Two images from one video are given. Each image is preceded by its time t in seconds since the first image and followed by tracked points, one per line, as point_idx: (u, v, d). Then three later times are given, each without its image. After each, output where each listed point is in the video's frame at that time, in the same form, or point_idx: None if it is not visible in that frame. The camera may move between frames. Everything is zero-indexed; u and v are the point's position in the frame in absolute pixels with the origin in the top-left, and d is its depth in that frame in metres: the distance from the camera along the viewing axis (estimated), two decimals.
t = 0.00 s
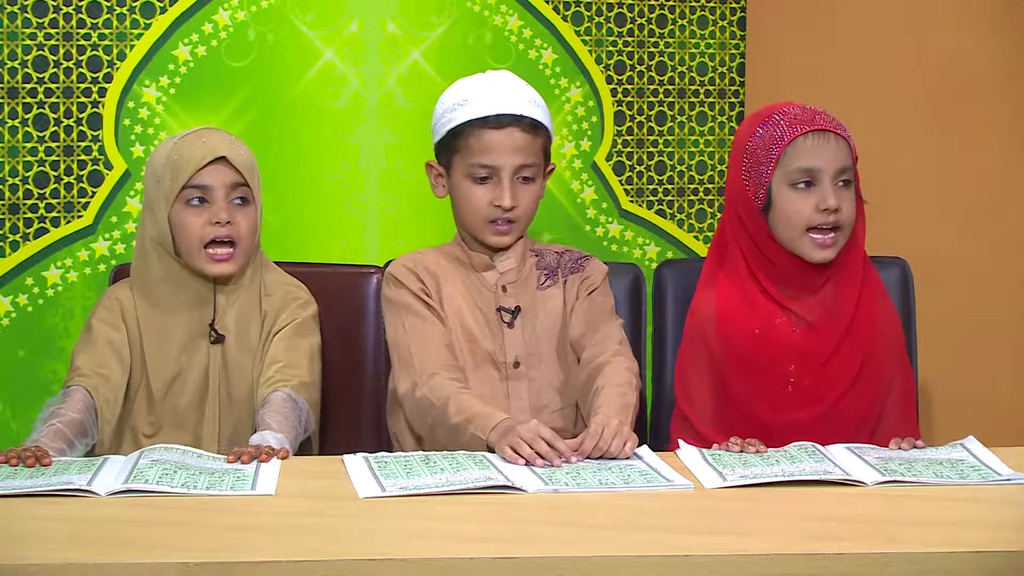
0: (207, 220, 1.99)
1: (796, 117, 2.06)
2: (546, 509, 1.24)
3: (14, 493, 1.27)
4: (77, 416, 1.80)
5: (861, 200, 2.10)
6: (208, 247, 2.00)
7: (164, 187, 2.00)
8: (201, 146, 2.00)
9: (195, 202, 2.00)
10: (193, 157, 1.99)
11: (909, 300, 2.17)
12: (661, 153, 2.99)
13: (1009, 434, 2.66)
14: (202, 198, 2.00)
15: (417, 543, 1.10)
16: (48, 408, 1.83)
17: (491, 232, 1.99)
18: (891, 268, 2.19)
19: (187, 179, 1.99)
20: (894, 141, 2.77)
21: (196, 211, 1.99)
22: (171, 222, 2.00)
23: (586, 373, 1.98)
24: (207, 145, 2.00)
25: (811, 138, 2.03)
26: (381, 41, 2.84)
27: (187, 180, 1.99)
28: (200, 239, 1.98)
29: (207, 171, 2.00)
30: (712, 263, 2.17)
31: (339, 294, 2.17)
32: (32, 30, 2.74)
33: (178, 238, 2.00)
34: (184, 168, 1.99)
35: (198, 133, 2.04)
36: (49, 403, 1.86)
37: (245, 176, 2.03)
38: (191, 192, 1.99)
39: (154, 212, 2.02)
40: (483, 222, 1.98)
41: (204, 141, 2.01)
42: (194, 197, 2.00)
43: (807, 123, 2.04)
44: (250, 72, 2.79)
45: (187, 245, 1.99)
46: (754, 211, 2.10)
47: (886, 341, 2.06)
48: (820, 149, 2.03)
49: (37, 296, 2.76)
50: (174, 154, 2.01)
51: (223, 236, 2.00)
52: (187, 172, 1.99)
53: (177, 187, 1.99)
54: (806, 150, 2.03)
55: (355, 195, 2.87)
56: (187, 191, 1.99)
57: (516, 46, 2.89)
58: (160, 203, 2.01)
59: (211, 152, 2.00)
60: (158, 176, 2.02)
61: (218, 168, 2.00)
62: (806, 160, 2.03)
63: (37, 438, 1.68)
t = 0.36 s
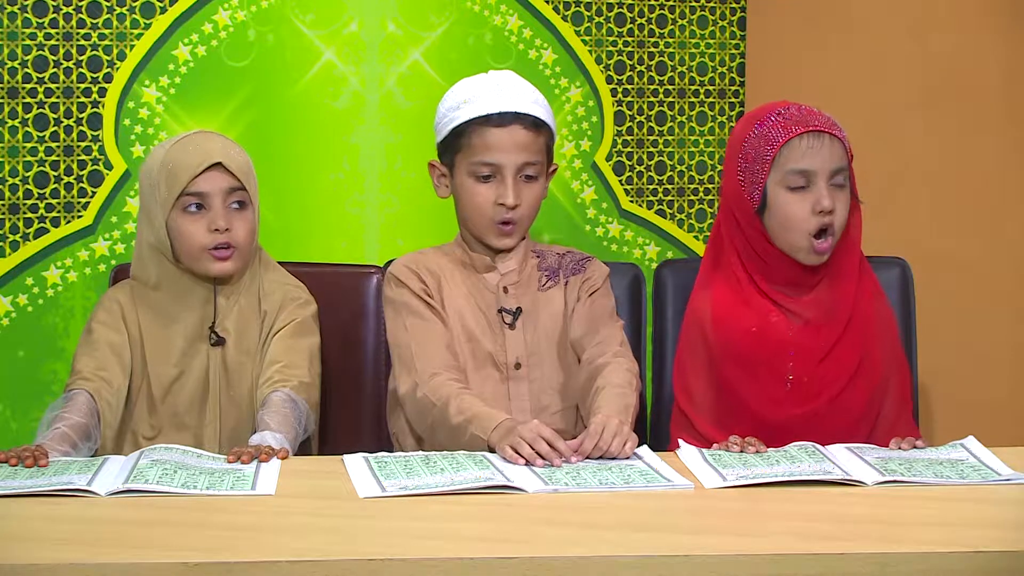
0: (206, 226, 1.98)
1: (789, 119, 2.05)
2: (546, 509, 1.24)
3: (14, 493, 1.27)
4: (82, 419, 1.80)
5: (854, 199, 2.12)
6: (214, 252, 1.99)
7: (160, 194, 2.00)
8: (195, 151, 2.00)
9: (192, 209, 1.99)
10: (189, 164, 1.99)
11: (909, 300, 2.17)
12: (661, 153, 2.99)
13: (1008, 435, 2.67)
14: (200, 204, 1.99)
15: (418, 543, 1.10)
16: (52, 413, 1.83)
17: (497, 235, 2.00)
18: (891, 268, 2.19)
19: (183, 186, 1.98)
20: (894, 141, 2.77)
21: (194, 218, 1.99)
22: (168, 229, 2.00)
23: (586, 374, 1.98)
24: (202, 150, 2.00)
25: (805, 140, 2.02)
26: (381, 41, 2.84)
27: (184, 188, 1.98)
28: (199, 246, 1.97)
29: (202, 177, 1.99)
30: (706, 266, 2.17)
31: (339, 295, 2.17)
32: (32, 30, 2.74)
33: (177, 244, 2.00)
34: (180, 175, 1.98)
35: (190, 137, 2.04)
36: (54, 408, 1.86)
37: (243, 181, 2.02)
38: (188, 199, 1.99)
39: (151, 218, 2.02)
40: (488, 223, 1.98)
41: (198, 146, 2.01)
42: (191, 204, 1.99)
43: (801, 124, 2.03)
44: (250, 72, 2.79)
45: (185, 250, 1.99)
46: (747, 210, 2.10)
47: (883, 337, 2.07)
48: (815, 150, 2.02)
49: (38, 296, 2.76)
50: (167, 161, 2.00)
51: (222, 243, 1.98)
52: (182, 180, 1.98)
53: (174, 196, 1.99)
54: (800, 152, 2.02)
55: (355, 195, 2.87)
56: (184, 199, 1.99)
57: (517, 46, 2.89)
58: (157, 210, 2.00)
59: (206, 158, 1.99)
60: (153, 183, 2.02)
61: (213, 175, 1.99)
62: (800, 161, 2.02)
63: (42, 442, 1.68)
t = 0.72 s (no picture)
0: (205, 228, 1.98)
1: (786, 123, 2.05)
2: (546, 509, 1.24)
3: (14, 493, 1.27)
4: (80, 419, 1.80)
5: (857, 199, 2.10)
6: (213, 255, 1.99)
7: (157, 196, 2.00)
8: (190, 154, 2.00)
9: (190, 211, 2.00)
10: (185, 164, 1.99)
11: (909, 301, 2.17)
12: (661, 153, 2.99)
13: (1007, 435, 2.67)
14: (198, 206, 2.00)
15: (418, 543, 1.10)
16: (50, 412, 1.83)
17: (495, 241, 2.00)
18: (890, 269, 2.19)
19: (180, 189, 1.98)
20: (894, 141, 2.77)
21: (192, 220, 1.99)
22: (167, 231, 2.00)
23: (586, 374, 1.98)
24: (198, 152, 2.00)
25: (804, 142, 2.02)
26: (381, 41, 2.84)
27: (182, 189, 1.98)
28: (198, 248, 1.98)
29: (199, 179, 1.99)
30: (707, 272, 2.16)
31: (339, 295, 2.17)
32: (32, 30, 2.74)
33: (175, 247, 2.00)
34: (177, 176, 1.98)
35: (183, 140, 2.03)
36: (52, 407, 1.86)
37: (240, 181, 2.02)
38: (185, 202, 1.99)
39: (149, 223, 2.02)
40: (488, 229, 1.99)
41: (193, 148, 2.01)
42: (190, 205, 1.99)
43: (799, 126, 2.03)
44: (249, 72, 2.79)
45: (184, 252, 1.99)
46: (745, 213, 2.09)
47: (882, 335, 2.07)
48: (815, 152, 2.02)
49: (38, 296, 2.76)
50: (164, 164, 2.00)
51: (222, 244, 1.99)
52: (180, 182, 1.98)
53: (171, 197, 1.99)
54: (800, 154, 2.02)
55: (355, 195, 2.87)
56: (183, 200, 1.99)
57: (517, 46, 2.89)
58: (155, 213, 2.00)
59: (202, 159, 1.99)
60: (151, 184, 2.02)
61: (209, 176, 1.99)
62: (800, 163, 2.02)
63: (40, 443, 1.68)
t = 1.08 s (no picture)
0: (204, 212, 1.99)
1: (774, 111, 2.08)
2: (546, 509, 1.24)
3: (14, 493, 1.28)
4: (86, 418, 1.80)
5: (852, 189, 2.10)
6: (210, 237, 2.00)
7: (157, 185, 2.00)
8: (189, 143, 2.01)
9: (189, 196, 2.00)
10: (184, 153, 1.99)
11: (909, 300, 2.17)
12: (661, 153, 2.99)
13: (1005, 435, 2.67)
14: (196, 191, 2.00)
15: (418, 544, 1.10)
16: (55, 410, 1.83)
17: (497, 246, 2.00)
18: (891, 269, 2.19)
19: (179, 173, 1.99)
20: (894, 141, 2.77)
21: (190, 205, 2.00)
22: (166, 219, 2.01)
23: (586, 372, 1.98)
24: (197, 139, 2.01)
25: (787, 125, 2.05)
26: (381, 41, 2.84)
27: (181, 173, 1.99)
28: (197, 232, 1.98)
29: (198, 164, 2.00)
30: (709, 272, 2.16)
31: (339, 294, 2.17)
32: (32, 30, 2.74)
33: (174, 235, 2.00)
34: (176, 163, 1.99)
35: (182, 132, 2.04)
36: (58, 403, 1.86)
37: (238, 168, 2.03)
38: (185, 186, 2.00)
39: (148, 214, 2.02)
40: (486, 234, 1.99)
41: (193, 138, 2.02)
42: (188, 190, 2.00)
43: (784, 113, 2.06)
44: (249, 71, 2.79)
45: (183, 240, 1.99)
46: (742, 210, 2.10)
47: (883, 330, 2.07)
48: (798, 135, 2.04)
49: (37, 296, 2.76)
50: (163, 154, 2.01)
51: (219, 226, 1.99)
52: (179, 167, 1.99)
53: (171, 183, 1.99)
54: (784, 136, 2.04)
55: (355, 195, 2.87)
56: (182, 184, 2.00)
57: (517, 46, 2.89)
58: (155, 202, 2.01)
59: (200, 145, 2.00)
60: (150, 175, 2.02)
61: (208, 160, 2.01)
62: (784, 145, 2.04)
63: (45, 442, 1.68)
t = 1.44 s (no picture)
0: (205, 211, 1.99)
1: (773, 113, 2.06)
2: (546, 509, 1.24)
3: (13, 493, 1.27)
4: (87, 415, 1.81)
5: (852, 191, 2.07)
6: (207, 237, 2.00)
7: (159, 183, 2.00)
8: (192, 139, 2.01)
9: (191, 194, 2.00)
10: (187, 151, 1.99)
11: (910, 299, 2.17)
12: (661, 153, 2.99)
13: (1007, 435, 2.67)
14: (198, 190, 2.00)
15: (417, 544, 1.10)
16: (58, 407, 1.84)
17: (494, 236, 2.01)
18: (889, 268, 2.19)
19: (182, 172, 1.99)
20: (894, 141, 2.77)
21: (192, 204, 1.99)
22: (167, 217, 2.01)
23: (585, 369, 1.98)
24: (200, 137, 2.01)
25: (787, 126, 2.03)
26: (381, 41, 2.84)
27: (183, 172, 1.99)
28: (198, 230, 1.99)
29: (202, 162, 2.00)
30: (705, 275, 2.16)
31: (339, 294, 2.17)
32: (32, 30, 2.74)
33: (175, 233, 2.00)
34: (178, 161, 1.99)
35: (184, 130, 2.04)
36: (59, 402, 1.86)
37: (240, 168, 2.04)
38: (186, 184, 2.00)
39: (149, 212, 2.02)
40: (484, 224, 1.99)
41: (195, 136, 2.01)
42: (190, 189, 2.00)
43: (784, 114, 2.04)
44: (250, 71, 2.79)
45: (184, 238, 1.99)
46: (739, 210, 2.08)
47: (885, 329, 2.06)
48: (798, 136, 2.02)
49: (37, 296, 2.76)
50: (165, 151, 2.01)
51: (221, 226, 2.00)
52: (180, 166, 1.99)
53: (173, 181, 1.99)
54: (783, 137, 2.02)
55: (355, 195, 2.87)
56: (183, 183, 2.00)
57: (517, 46, 2.89)
58: (156, 199, 2.00)
59: (204, 144, 2.00)
60: (151, 174, 2.02)
61: (210, 160, 2.01)
62: (784, 145, 2.02)
63: (45, 439, 1.69)
